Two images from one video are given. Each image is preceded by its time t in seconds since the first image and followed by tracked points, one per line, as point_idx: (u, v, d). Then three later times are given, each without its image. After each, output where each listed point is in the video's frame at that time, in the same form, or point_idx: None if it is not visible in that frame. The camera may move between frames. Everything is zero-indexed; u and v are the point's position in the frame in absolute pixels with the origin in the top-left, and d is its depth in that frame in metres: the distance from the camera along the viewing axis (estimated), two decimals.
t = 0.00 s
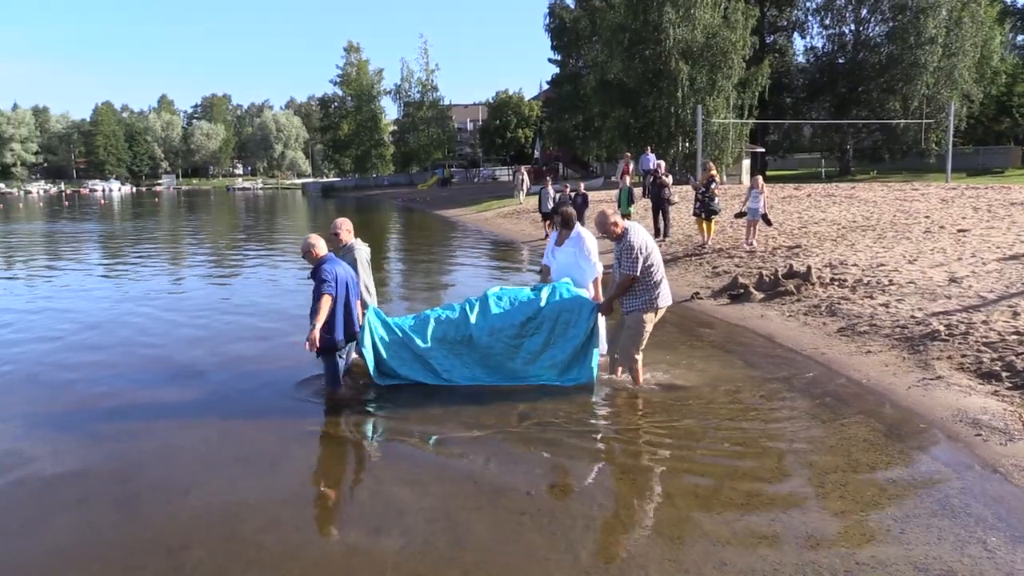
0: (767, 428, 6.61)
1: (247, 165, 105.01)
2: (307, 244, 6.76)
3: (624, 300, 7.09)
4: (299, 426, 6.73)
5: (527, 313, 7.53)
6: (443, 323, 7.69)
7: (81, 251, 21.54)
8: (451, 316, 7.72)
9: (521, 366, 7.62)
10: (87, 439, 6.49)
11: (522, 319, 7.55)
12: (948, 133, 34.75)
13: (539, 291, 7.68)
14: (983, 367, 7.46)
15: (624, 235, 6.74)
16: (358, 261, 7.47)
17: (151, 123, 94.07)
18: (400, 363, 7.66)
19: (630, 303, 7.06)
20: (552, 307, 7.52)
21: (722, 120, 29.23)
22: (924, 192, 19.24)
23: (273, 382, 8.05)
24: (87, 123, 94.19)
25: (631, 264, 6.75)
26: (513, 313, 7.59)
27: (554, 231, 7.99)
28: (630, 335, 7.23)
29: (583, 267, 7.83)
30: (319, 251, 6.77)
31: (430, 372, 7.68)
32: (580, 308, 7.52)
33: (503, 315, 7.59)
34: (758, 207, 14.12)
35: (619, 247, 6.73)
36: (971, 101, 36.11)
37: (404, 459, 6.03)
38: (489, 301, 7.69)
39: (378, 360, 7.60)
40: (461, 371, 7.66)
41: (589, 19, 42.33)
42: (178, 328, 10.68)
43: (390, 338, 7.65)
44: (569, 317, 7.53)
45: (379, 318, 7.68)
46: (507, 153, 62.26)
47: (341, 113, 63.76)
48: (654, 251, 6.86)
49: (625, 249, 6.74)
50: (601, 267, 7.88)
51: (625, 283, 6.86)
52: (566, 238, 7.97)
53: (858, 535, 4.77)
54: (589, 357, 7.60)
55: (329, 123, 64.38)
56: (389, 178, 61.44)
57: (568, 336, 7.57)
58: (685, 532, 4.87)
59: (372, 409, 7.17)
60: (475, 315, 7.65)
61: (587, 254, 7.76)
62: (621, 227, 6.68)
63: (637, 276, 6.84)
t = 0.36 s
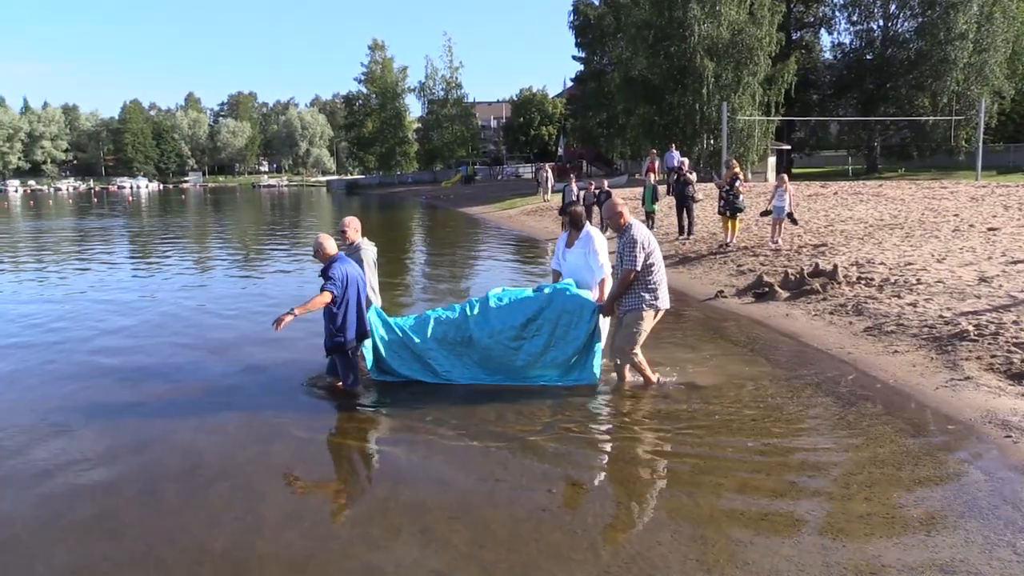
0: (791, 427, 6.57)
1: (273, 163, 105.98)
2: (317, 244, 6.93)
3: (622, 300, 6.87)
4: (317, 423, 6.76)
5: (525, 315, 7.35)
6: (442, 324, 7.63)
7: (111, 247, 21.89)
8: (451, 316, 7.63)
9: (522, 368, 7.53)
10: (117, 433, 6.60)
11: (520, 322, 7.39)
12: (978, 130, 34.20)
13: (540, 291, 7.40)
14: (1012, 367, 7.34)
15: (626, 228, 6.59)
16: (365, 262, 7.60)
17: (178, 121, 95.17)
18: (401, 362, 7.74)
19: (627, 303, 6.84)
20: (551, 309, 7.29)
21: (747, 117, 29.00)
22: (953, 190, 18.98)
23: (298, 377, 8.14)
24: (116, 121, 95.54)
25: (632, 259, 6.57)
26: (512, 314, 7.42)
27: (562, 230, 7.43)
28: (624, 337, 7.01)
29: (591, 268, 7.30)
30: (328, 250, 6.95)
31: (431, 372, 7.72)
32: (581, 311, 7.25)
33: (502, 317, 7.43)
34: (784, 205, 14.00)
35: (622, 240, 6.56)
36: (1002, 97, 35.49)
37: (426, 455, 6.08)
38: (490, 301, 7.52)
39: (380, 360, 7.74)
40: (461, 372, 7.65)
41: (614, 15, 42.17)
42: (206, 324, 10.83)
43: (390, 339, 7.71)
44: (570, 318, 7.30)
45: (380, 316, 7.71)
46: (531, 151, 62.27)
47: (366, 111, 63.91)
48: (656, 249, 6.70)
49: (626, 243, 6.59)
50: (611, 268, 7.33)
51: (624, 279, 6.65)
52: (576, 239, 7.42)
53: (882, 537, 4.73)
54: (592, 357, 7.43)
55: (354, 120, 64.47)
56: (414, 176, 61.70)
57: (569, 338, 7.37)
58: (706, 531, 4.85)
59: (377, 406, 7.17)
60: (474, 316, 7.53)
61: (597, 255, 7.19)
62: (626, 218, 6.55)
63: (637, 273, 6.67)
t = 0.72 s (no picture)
0: (806, 424, 6.53)
1: (287, 157, 106.35)
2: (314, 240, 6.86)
3: (615, 298, 6.79)
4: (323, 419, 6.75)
5: (518, 313, 7.29)
6: (435, 324, 7.58)
7: (127, 241, 22.03)
8: (445, 317, 7.60)
9: (513, 367, 7.41)
10: (132, 426, 6.65)
11: (513, 320, 7.32)
12: (998, 124, 33.86)
13: (534, 291, 7.37)
14: None
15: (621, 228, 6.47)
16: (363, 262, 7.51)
17: (194, 115, 95.67)
18: (393, 363, 7.67)
19: (622, 300, 6.77)
20: (544, 307, 7.25)
21: (763, 111, 28.81)
22: (971, 185, 18.80)
23: (312, 372, 8.16)
24: (132, 115, 96.16)
25: (624, 259, 6.46)
26: (505, 313, 7.36)
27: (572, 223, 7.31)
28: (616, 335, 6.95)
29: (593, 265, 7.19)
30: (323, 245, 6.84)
31: (423, 373, 7.64)
32: (573, 308, 7.21)
33: (494, 316, 7.38)
34: (800, 200, 13.91)
35: (614, 240, 6.45)
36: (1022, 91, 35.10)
37: (439, 449, 6.10)
38: (483, 301, 7.49)
39: (372, 361, 7.68)
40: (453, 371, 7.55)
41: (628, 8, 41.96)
42: (221, 318, 10.89)
43: (383, 338, 7.66)
44: (563, 316, 7.24)
45: (375, 318, 7.70)
46: (545, 145, 62.18)
47: (380, 105, 63.77)
48: (649, 249, 6.58)
49: (620, 243, 6.47)
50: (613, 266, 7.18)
51: (615, 280, 6.56)
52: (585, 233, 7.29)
53: (898, 534, 4.71)
54: (584, 356, 7.30)
55: (368, 115, 64.38)
56: (428, 170, 61.78)
57: (562, 337, 7.27)
58: (720, 527, 4.84)
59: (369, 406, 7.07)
60: (468, 317, 7.49)
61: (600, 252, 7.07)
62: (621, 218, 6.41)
63: (630, 272, 6.58)
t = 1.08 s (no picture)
0: (821, 420, 6.51)
1: (302, 152, 106.75)
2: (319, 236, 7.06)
3: (609, 298, 6.62)
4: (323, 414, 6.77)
5: (515, 314, 7.23)
6: (432, 322, 7.51)
7: (143, 235, 22.19)
8: (441, 315, 7.52)
9: (509, 367, 7.38)
10: (147, 420, 6.71)
11: (509, 321, 7.26)
12: (1017, 119, 33.57)
13: (531, 291, 7.28)
14: None
15: (610, 222, 6.35)
16: (368, 257, 7.52)
17: (209, 110, 96.17)
18: (391, 360, 7.68)
19: (614, 300, 6.59)
20: (541, 308, 7.18)
21: (779, 106, 28.65)
22: (989, 179, 18.63)
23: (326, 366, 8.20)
24: (148, 111, 96.77)
25: (614, 255, 6.31)
26: (502, 313, 7.29)
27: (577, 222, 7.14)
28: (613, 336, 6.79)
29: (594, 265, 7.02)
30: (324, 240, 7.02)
31: (421, 370, 7.64)
32: (571, 310, 7.13)
33: (491, 316, 7.31)
34: (816, 196, 13.83)
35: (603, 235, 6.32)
36: None
37: (452, 443, 6.12)
38: (481, 300, 7.41)
39: (370, 357, 7.67)
40: (451, 370, 7.55)
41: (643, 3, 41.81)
42: (235, 312, 10.95)
43: (380, 335, 7.62)
44: (560, 317, 7.17)
45: (372, 313, 7.64)
46: (559, 140, 62.10)
47: (394, 100, 63.68)
48: (641, 246, 6.42)
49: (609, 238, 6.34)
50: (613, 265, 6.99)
51: (607, 277, 6.42)
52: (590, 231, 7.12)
53: (915, 530, 4.68)
54: (581, 357, 7.26)
55: (382, 110, 64.34)
56: (442, 165, 61.87)
57: (559, 338, 7.21)
58: (735, 523, 4.83)
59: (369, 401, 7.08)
60: (464, 315, 7.42)
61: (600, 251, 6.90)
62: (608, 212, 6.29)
63: (620, 268, 6.40)
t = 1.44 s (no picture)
0: (827, 409, 6.51)
1: (308, 142, 106.75)
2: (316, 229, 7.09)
3: (598, 286, 6.63)
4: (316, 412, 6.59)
5: (506, 306, 7.20)
6: (424, 314, 7.52)
7: (151, 225, 22.24)
8: (434, 306, 7.53)
9: (502, 358, 7.37)
10: (155, 409, 6.76)
11: (500, 312, 7.23)
12: None
13: (522, 282, 7.23)
14: None
15: (597, 207, 6.38)
16: (361, 246, 7.54)
17: (216, 100, 96.16)
18: (383, 351, 7.69)
19: (603, 288, 6.59)
20: (531, 300, 7.13)
21: (788, 96, 28.53)
22: (998, 169, 18.54)
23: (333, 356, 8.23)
24: (155, 100, 96.87)
25: (601, 239, 6.32)
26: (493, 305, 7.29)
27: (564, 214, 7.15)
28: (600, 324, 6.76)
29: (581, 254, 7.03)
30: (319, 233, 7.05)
31: (415, 361, 7.66)
32: (562, 301, 7.05)
33: (483, 307, 7.30)
34: (825, 185, 13.76)
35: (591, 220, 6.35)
36: None
37: (459, 433, 6.13)
38: (472, 292, 7.39)
39: (364, 349, 7.69)
40: (443, 361, 7.57)
41: None
42: (243, 302, 10.98)
43: (372, 327, 7.63)
44: (551, 309, 7.10)
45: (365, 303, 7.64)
46: (566, 130, 61.94)
47: (400, 90, 63.45)
48: (628, 229, 6.44)
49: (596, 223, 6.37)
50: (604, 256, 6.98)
51: (595, 263, 6.42)
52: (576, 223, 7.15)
53: (921, 521, 4.68)
54: (574, 348, 7.21)
55: (388, 100, 63.98)
56: (449, 156, 61.85)
57: (551, 329, 7.16)
58: (739, 512, 4.84)
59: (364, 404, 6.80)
60: (457, 306, 7.42)
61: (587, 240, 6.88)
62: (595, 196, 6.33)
63: (608, 254, 6.42)
